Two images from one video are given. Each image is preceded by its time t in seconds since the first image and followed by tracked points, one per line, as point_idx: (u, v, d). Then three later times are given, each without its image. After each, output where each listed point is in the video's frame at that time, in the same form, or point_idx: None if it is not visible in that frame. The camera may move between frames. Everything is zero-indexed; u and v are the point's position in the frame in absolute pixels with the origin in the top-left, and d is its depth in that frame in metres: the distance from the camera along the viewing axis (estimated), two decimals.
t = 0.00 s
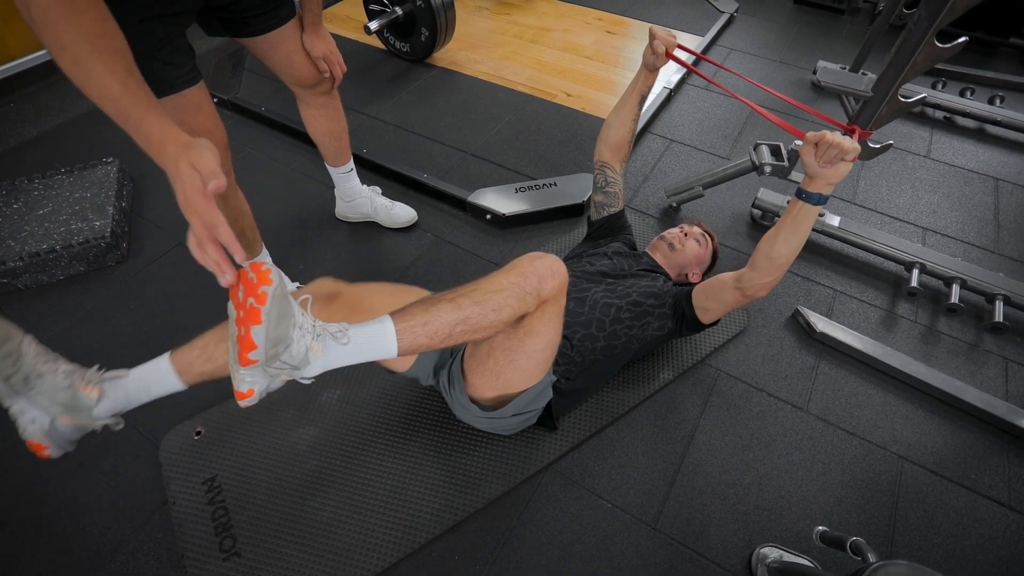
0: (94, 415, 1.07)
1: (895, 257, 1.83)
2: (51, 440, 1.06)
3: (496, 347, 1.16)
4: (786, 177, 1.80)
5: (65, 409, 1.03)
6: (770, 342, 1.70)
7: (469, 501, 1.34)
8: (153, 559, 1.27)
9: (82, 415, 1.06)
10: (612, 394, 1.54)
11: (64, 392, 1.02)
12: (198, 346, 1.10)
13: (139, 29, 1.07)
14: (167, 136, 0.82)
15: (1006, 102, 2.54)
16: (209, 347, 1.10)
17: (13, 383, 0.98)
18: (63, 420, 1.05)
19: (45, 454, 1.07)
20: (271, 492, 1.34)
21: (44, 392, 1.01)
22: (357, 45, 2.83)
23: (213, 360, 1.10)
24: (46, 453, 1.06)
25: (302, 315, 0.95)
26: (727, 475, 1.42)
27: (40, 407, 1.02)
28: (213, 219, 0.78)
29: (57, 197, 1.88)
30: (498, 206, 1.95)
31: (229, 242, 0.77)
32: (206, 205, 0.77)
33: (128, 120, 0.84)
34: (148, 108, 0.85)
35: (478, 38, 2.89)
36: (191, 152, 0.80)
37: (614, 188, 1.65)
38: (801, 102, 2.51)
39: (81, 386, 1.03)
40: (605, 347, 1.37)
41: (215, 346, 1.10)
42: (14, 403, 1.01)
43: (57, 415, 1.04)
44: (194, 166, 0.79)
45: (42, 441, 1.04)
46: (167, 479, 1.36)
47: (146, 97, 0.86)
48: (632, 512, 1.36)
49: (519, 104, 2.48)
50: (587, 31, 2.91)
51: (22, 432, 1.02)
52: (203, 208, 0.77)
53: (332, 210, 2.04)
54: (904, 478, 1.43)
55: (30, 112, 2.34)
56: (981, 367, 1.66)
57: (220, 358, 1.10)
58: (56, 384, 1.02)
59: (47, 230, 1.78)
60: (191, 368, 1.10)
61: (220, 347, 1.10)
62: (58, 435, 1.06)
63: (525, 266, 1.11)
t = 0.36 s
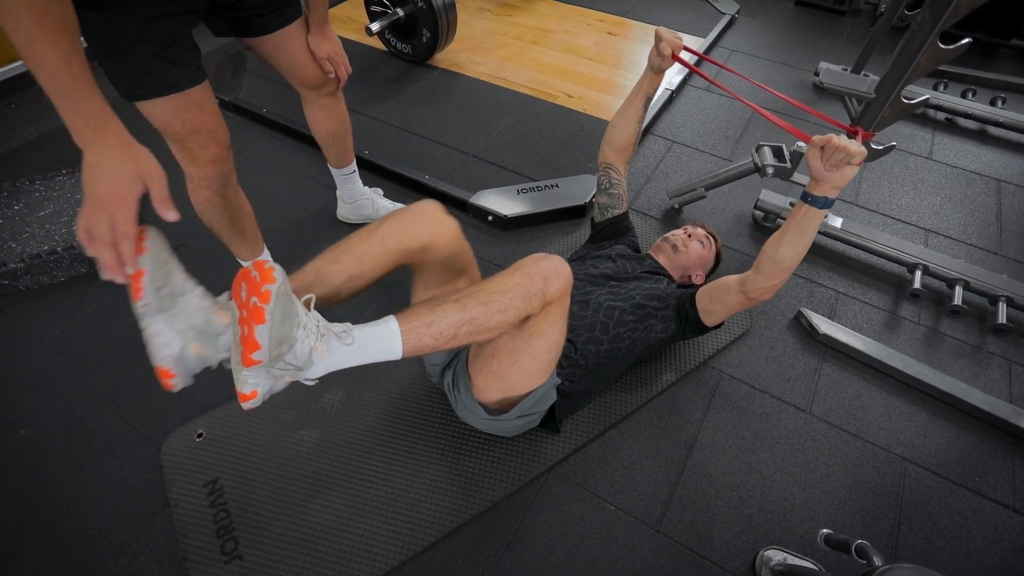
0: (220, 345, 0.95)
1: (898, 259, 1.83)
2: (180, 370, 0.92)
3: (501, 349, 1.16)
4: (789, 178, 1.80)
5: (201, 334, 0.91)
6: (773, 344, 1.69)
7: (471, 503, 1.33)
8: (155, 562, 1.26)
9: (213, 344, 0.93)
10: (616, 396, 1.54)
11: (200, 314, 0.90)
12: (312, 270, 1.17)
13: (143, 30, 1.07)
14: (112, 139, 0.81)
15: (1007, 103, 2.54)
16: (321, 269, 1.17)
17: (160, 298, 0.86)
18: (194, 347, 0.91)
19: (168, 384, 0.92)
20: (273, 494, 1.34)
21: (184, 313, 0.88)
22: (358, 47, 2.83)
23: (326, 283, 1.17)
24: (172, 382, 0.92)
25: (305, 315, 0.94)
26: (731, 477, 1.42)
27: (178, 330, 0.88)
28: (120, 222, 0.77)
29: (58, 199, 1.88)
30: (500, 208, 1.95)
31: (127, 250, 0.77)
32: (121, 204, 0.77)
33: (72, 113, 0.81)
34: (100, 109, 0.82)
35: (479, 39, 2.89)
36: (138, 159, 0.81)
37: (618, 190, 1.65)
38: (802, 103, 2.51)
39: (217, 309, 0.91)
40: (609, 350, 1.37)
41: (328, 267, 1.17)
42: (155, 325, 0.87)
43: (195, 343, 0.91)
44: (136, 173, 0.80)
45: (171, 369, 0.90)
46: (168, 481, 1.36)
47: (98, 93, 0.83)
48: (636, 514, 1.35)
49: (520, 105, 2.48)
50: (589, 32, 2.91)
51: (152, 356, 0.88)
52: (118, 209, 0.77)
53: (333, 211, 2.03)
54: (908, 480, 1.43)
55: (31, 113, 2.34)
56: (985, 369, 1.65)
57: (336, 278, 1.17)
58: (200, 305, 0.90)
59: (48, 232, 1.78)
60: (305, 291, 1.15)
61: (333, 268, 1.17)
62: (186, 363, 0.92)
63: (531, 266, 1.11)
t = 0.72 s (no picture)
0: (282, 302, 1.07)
1: (899, 261, 1.83)
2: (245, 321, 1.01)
3: (506, 348, 1.16)
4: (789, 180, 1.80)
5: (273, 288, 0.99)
6: (775, 346, 1.69)
7: (474, 504, 1.33)
8: (156, 564, 1.26)
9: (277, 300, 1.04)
10: (617, 397, 1.54)
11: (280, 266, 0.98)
12: (380, 238, 1.21)
13: (145, 32, 1.07)
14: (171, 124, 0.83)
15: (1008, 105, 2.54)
16: (389, 238, 1.21)
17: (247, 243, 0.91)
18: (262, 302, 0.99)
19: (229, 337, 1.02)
20: (275, 496, 1.34)
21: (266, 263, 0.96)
22: (359, 48, 2.83)
23: (391, 252, 1.21)
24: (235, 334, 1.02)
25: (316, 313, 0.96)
26: (732, 479, 1.42)
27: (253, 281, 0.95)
28: (207, 193, 0.80)
29: (60, 200, 1.88)
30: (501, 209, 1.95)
31: (224, 220, 0.80)
32: (206, 177, 0.80)
33: (130, 104, 0.84)
34: (153, 97, 0.85)
35: (480, 41, 2.90)
36: (203, 133, 0.83)
37: (619, 192, 1.66)
38: (803, 105, 2.51)
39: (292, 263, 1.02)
40: (610, 352, 1.37)
41: (396, 237, 1.22)
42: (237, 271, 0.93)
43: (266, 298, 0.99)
44: (210, 144, 0.81)
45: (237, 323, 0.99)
46: (170, 483, 1.36)
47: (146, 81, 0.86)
48: (638, 516, 1.35)
49: (521, 107, 2.48)
50: (589, 34, 2.91)
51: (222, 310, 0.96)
52: (203, 182, 0.80)
53: (334, 212, 2.03)
54: (910, 482, 1.43)
55: (32, 115, 2.34)
56: (986, 370, 1.65)
57: (402, 249, 1.22)
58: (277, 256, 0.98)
59: (50, 233, 1.78)
60: (372, 260, 1.19)
61: (401, 238, 1.22)
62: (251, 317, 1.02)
63: (537, 265, 1.11)
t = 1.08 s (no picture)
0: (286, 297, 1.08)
1: (897, 263, 1.84)
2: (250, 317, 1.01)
3: (501, 353, 1.16)
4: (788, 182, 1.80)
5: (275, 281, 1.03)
6: (774, 348, 1.70)
7: (473, 506, 1.33)
8: (156, 566, 1.26)
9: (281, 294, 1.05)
10: (617, 400, 1.54)
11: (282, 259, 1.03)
12: (386, 236, 1.23)
13: (146, 37, 1.08)
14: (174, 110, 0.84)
15: (1006, 107, 2.55)
16: (394, 236, 1.23)
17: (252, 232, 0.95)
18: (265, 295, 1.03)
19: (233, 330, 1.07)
20: (275, 498, 1.34)
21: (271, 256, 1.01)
22: (359, 51, 2.84)
23: (396, 250, 1.23)
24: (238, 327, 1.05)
25: (298, 320, 0.96)
26: (731, 481, 1.42)
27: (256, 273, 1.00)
28: (218, 170, 0.81)
29: (61, 202, 1.88)
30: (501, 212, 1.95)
31: (237, 195, 0.82)
32: (216, 155, 0.81)
33: (130, 91, 0.84)
34: (152, 83, 0.85)
35: (480, 43, 2.90)
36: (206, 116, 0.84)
37: (619, 194, 1.67)
38: (802, 107, 2.52)
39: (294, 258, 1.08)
40: (610, 354, 1.38)
41: (401, 235, 1.23)
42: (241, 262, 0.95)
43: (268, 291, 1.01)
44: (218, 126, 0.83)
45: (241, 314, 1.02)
46: (170, 484, 1.36)
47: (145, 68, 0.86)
48: (637, 518, 1.36)
49: (521, 109, 2.49)
50: (589, 36, 2.92)
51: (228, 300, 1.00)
52: (213, 159, 0.81)
53: (335, 215, 2.04)
54: (909, 485, 1.43)
55: (33, 117, 2.35)
56: (985, 372, 1.66)
57: (407, 248, 1.23)
58: (278, 249, 1.02)
59: (51, 235, 1.78)
60: (376, 257, 1.21)
61: (406, 237, 1.23)
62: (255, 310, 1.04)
63: (528, 272, 1.11)
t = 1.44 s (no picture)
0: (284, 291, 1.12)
1: (897, 264, 1.83)
2: (245, 309, 1.07)
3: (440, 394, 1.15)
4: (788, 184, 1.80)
5: (275, 274, 1.07)
6: (774, 349, 1.69)
7: (471, 509, 1.33)
8: (153, 569, 1.26)
9: (280, 287, 1.09)
10: (616, 401, 1.54)
11: (282, 252, 1.07)
12: (387, 233, 1.26)
13: (144, 38, 1.08)
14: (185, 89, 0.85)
15: (1006, 108, 2.55)
16: (395, 233, 1.26)
17: (255, 227, 0.99)
18: (264, 289, 1.07)
19: (231, 326, 1.09)
20: (273, 500, 1.34)
21: (272, 249, 1.05)
22: (359, 52, 2.84)
23: (397, 248, 1.25)
24: (237, 322, 1.08)
25: (137, 431, 0.87)
26: (731, 483, 1.42)
27: (255, 266, 1.04)
28: (244, 138, 0.83)
29: (59, 203, 1.88)
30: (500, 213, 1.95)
31: (269, 157, 0.84)
32: (239, 124, 0.84)
33: (143, 76, 0.85)
34: (160, 65, 0.86)
35: (479, 45, 2.90)
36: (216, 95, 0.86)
37: (618, 195, 1.66)
38: (802, 108, 2.52)
39: (294, 252, 1.12)
40: (609, 355, 1.37)
41: (403, 233, 1.26)
42: (242, 254, 1.02)
43: (265, 285, 1.07)
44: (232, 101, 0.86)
45: (240, 308, 1.06)
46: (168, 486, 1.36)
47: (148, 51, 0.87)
48: (636, 521, 1.35)
49: (520, 111, 2.49)
50: (588, 38, 2.92)
51: (227, 293, 1.03)
52: (237, 126, 0.83)
53: (334, 216, 2.04)
54: (909, 487, 1.42)
55: (33, 119, 2.35)
56: (985, 374, 1.65)
57: (407, 245, 1.25)
58: (280, 242, 1.07)
59: (49, 236, 1.78)
60: (377, 254, 1.24)
61: (407, 235, 1.25)
62: (252, 302, 1.08)
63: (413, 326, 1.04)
